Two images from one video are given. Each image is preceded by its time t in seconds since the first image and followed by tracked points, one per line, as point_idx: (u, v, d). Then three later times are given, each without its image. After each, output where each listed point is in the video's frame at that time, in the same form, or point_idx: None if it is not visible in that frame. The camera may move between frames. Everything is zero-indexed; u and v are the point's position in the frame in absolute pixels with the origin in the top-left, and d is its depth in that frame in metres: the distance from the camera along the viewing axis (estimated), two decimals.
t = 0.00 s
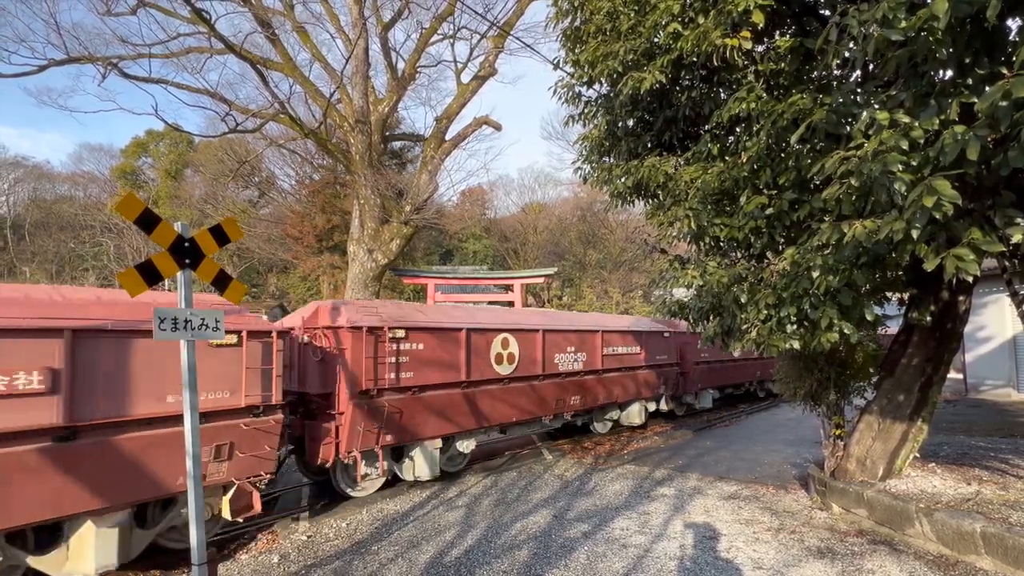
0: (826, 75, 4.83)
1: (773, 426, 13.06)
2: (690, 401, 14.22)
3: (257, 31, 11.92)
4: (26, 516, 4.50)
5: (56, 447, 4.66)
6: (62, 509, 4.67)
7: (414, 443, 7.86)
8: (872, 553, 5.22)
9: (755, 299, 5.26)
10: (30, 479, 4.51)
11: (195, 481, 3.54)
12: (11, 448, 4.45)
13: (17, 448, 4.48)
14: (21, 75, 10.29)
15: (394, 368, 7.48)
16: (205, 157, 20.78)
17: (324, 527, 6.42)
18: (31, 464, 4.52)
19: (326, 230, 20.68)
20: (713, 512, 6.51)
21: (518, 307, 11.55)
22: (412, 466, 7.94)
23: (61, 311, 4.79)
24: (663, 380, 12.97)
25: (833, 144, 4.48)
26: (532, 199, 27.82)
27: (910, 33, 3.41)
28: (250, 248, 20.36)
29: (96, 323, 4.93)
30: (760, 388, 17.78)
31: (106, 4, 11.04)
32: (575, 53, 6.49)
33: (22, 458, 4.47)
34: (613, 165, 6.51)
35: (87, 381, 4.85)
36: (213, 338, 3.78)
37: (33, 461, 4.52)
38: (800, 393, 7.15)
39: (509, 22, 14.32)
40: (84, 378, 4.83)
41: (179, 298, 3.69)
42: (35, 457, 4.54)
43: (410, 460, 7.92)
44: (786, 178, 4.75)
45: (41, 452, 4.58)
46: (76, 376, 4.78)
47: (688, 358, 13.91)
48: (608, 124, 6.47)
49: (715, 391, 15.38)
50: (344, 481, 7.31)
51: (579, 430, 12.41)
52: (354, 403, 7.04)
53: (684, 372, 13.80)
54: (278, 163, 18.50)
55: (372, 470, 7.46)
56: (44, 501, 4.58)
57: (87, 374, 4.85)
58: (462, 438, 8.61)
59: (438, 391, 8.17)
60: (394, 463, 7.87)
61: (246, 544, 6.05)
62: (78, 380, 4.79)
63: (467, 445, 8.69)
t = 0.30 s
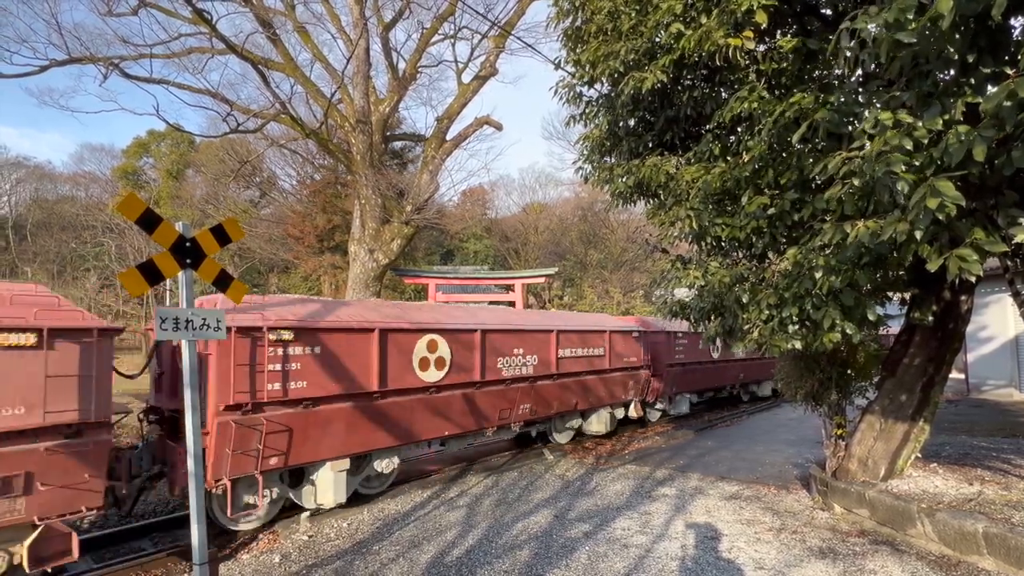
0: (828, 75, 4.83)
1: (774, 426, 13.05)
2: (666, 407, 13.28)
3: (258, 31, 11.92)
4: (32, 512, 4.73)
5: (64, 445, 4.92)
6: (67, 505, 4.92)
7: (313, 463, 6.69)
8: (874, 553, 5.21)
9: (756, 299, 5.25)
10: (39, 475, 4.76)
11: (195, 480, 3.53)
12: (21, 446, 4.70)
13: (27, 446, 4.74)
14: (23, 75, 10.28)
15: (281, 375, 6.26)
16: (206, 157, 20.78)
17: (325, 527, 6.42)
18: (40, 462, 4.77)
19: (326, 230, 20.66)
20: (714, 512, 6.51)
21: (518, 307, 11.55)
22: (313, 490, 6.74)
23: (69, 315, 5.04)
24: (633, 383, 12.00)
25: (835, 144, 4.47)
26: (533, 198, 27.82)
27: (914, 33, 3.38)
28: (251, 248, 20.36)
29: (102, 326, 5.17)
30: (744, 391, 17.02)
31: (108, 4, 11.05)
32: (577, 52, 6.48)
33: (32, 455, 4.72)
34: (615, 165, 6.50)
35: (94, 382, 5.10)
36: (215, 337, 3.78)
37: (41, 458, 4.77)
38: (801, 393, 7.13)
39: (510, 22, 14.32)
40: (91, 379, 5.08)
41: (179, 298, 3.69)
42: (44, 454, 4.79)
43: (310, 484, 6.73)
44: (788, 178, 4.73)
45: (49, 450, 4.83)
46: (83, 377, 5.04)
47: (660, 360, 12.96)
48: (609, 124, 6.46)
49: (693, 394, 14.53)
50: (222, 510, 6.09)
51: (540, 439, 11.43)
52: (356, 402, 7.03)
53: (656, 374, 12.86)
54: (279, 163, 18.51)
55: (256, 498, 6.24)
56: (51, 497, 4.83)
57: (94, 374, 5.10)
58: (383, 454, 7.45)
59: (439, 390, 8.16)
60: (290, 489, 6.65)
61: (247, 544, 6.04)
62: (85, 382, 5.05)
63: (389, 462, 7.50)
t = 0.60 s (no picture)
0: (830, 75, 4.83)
1: (775, 426, 13.05)
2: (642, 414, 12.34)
3: (258, 31, 11.92)
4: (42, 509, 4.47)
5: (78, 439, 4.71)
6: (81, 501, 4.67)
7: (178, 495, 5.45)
8: (875, 553, 5.21)
9: (757, 299, 5.25)
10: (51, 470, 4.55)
11: (196, 480, 3.53)
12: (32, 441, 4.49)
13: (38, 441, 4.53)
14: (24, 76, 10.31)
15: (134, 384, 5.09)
16: (206, 158, 20.79)
17: (325, 527, 6.41)
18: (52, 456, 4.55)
19: (327, 230, 20.66)
20: (716, 512, 6.50)
21: (519, 306, 11.53)
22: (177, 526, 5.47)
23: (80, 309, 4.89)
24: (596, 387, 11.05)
25: (836, 144, 4.47)
26: (533, 199, 27.85)
27: (920, 33, 3.37)
28: (252, 248, 20.37)
29: (114, 319, 4.99)
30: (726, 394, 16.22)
31: (109, 4, 11.08)
32: (577, 53, 6.49)
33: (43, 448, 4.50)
34: (615, 165, 6.50)
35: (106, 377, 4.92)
36: (215, 337, 3.78)
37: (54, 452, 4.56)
38: (802, 393, 7.12)
39: (510, 22, 14.33)
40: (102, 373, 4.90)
41: (181, 298, 3.68)
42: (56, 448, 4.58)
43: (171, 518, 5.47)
44: (790, 179, 4.73)
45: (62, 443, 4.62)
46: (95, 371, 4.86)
47: (630, 361, 12.02)
48: (610, 124, 6.46)
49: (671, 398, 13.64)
50: (48, 554, 4.77)
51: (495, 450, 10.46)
52: (354, 402, 7.01)
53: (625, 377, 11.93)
54: (279, 163, 18.54)
55: (98, 539, 4.96)
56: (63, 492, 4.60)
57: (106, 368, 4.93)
58: (284, 477, 6.40)
59: (439, 390, 8.15)
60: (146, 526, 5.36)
61: (247, 544, 6.04)
62: (105, 375, 4.91)
63: (291, 486, 6.43)
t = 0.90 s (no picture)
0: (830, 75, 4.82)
1: (776, 426, 13.04)
2: (610, 425, 11.60)
3: (258, 31, 11.92)
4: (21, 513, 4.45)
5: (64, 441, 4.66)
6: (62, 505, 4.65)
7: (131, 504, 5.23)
8: (876, 553, 5.20)
9: (758, 299, 5.24)
10: (33, 474, 4.51)
11: (196, 479, 3.52)
12: (16, 443, 4.44)
13: (24, 443, 4.48)
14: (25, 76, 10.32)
15: None
16: (207, 158, 20.78)
17: (325, 527, 6.41)
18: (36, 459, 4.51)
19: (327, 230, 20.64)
20: (716, 512, 6.50)
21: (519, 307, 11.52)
22: None
23: (66, 307, 4.83)
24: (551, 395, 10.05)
25: (837, 145, 4.45)
26: (534, 199, 27.87)
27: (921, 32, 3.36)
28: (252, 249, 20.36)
29: (102, 318, 4.95)
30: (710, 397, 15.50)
31: (109, 5, 11.09)
32: (577, 52, 6.48)
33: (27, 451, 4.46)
34: (615, 165, 6.50)
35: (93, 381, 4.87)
36: (215, 337, 3.77)
37: (39, 456, 4.52)
38: (803, 393, 7.11)
39: (511, 22, 14.33)
40: (90, 373, 4.85)
41: (181, 298, 3.68)
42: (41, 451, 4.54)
43: None
44: (790, 179, 4.72)
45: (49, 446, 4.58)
46: (84, 372, 4.83)
47: (592, 364, 11.04)
48: (610, 124, 6.45)
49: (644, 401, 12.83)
50: None
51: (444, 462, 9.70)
52: (353, 402, 6.99)
53: (587, 382, 11.00)
54: (280, 163, 18.54)
55: None
56: (45, 496, 4.56)
57: (94, 368, 4.88)
58: (123, 513, 5.15)
59: (440, 390, 8.14)
60: None
61: (247, 543, 6.04)
62: (96, 376, 4.89)
63: (132, 524, 5.18)
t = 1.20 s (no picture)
0: (830, 74, 4.80)
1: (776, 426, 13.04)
2: (569, 436, 10.73)
3: (258, 31, 11.92)
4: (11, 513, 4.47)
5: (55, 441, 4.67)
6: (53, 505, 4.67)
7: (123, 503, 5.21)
8: (876, 553, 5.20)
9: (758, 299, 5.23)
10: (23, 475, 4.52)
11: (196, 480, 3.52)
12: (7, 444, 4.45)
13: (12, 443, 4.48)
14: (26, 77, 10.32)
15: None
16: (207, 158, 20.78)
17: (325, 527, 6.40)
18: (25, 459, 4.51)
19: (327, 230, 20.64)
20: (716, 512, 6.50)
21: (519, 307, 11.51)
22: None
23: (56, 306, 4.82)
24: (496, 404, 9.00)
25: (837, 144, 4.44)
26: (534, 199, 27.88)
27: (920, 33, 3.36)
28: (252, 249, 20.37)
29: (94, 318, 4.95)
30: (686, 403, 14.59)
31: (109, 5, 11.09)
32: (577, 52, 6.47)
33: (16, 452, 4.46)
34: (616, 166, 6.49)
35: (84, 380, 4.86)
36: (215, 337, 3.76)
37: (29, 457, 4.53)
38: (803, 393, 7.10)
39: (511, 22, 14.32)
40: (81, 373, 4.85)
41: (180, 297, 3.67)
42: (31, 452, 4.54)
43: None
44: (790, 179, 4.72)
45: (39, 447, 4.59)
46: (76, 373, 4.82)
47: (545, 369, 10.01)
48: (610, 125, 6.45)
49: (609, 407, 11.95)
50: None
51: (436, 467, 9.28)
52: (352, 401, 6.99)
53: (538, 388, 9.97)
54: (280, 163, 18.53)
55: None
56: (36, 497, 4.58)
57: (86, 368, 4.87)
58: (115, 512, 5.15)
59: (440, 390, 8.14)
60: None
61: (247, 543, 6.04)
62: (93, 376, 4.91)
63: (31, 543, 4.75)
